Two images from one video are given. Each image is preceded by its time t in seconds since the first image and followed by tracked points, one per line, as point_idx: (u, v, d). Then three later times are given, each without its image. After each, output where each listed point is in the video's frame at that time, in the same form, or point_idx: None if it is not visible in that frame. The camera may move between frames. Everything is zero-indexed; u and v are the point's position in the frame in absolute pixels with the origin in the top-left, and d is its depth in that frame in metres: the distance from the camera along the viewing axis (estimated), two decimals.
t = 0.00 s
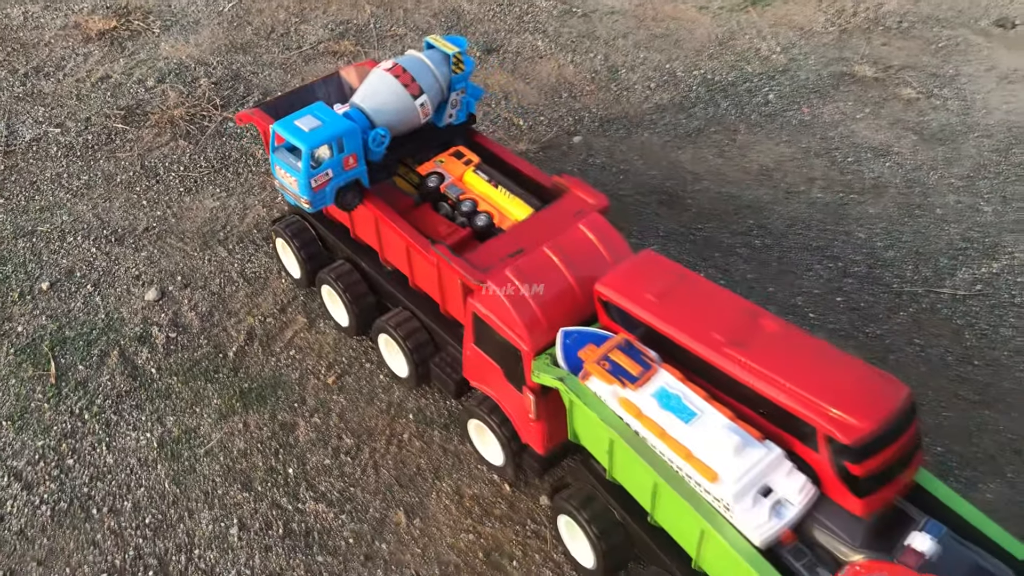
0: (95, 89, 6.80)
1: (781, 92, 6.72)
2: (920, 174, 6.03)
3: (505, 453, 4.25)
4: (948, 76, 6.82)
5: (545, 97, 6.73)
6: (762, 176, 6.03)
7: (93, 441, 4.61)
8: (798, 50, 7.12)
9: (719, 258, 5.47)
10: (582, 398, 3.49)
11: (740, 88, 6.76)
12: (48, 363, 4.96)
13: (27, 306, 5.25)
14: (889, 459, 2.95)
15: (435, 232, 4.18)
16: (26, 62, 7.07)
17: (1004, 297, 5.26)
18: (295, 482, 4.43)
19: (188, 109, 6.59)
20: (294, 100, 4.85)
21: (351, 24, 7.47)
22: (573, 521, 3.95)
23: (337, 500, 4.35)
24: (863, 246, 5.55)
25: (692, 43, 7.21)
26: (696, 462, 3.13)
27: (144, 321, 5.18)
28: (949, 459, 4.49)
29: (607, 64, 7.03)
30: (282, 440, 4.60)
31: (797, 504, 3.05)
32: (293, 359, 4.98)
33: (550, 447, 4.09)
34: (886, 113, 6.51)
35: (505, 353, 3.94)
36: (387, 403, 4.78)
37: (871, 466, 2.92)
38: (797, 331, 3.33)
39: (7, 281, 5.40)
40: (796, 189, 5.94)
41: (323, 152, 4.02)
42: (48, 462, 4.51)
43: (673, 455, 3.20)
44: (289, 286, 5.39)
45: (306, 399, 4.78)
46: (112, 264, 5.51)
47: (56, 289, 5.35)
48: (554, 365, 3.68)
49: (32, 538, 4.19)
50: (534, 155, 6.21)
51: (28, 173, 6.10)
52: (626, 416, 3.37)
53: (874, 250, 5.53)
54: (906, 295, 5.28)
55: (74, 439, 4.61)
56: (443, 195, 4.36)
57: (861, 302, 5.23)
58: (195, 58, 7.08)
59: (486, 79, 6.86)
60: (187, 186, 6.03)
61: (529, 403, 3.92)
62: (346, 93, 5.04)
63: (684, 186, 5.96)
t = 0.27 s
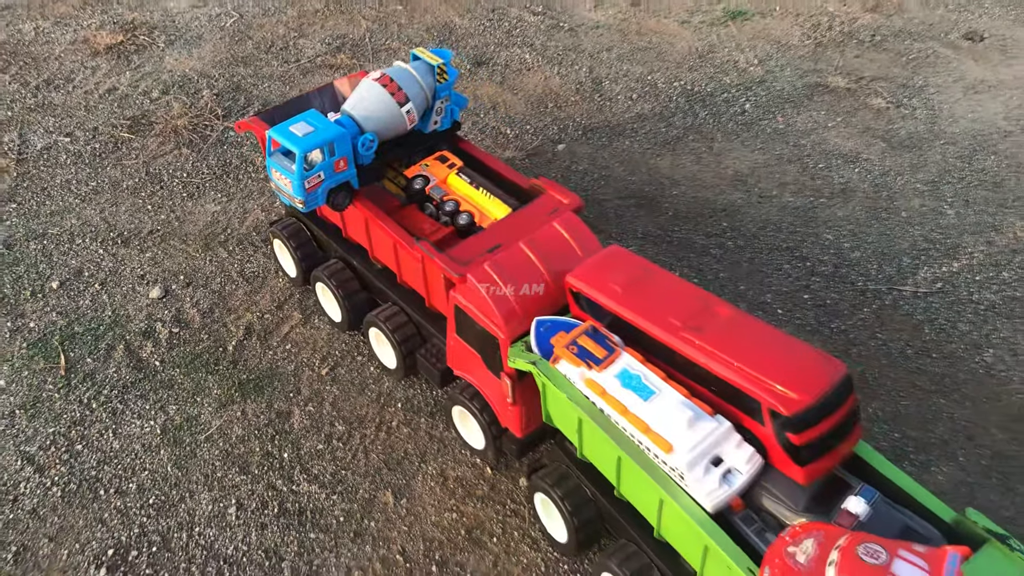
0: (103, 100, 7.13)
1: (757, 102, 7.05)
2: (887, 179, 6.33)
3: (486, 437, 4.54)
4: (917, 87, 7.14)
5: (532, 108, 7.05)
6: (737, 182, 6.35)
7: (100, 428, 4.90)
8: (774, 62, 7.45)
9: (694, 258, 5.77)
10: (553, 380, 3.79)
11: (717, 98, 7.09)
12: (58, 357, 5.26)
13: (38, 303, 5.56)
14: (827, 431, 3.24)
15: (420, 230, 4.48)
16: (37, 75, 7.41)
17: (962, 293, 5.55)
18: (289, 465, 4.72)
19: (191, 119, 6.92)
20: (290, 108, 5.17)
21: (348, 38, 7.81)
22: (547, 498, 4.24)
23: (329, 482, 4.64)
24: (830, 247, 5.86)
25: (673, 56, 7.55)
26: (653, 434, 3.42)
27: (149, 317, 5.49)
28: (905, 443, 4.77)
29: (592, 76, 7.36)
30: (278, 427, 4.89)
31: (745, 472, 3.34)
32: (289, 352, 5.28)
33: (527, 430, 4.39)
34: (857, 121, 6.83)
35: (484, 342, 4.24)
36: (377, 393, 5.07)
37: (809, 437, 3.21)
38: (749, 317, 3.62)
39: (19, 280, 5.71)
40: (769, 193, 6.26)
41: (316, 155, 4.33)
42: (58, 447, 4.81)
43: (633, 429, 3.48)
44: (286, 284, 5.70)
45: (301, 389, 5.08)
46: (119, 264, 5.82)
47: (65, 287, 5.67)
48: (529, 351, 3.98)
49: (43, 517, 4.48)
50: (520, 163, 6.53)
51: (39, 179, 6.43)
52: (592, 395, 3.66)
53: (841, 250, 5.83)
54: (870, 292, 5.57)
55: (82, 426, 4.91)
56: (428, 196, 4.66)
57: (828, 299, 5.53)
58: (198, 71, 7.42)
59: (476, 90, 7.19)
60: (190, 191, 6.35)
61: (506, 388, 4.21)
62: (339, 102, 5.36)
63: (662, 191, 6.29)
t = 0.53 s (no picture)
0: (102, 110, 7.38)
1: (734, 105, 7.29)
2: (858, 176, 6.55)
3: (468, 422, 4.75)
4: (888, 89, 7.38)
5: (516, 113, 7.29)
6: (713, 181, 6.59)
7: (99, 419, 5.11)
8: (751, 67, 7.70)
9: (670, 253, 6.00)
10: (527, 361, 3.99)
11: (695, 102, 7.34)
12: (58, 353, 5.47)
13: (40, 303, 5.78)
14: (781, 401, 3.44)
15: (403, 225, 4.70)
16: (37, 87, 7.66)
17: (928, 283, 5.76)
18: (280, 452, 4.92)
19: (187, 128, 7.16)
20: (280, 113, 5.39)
21: (338, 49, 8.07)
22: (526, 478, 4.45)
23: (318, 467, 4.85)
24: (802, 241, 6.08)
25: (653, 63, 7.80)
26: (619, 408, 3.62)
27: (146, 315, 5.70)
28: (871, 424, 4.96)
29: (574, 83, 7.60)
30: (270, 416, 5.10)
31: (705, 441, 3.55)
32: (281, 346, 5.50)
33: (507, 413, 4.59)
34: (830, 122, 7.07)
35: (464, 329, 4.45)
36: (365, 383, 5.28)
37: (763, 406, 3.41)
38: (710, 298, 3.83)
39: (21, 281, 5.93)
40: (743, 191, 6.49)
41: (302, 154, 4.55)
42: (59, 437, 5.02)
43: (600, 404, 3.69)
44: (278, 282, 5.92)
45: (292, 380, 5.29)
46: (117, 265, 6.04)
47: (66, 288, 5.89)
48: (505, 335, 4.19)
49: (45, 503, 4.69)
50: (504, 165, 6.77)
51: (40, 186, 6.66)
52: (562, 373, 3.86)
53: (812, 245, 6.05)
54: (840, 283, 5.79)
55: (82, 418, 5.11)
56: (410, 192, 4.88)
57: (799, 290, 5.74)
58: (193, 81, 7.67)
59: (462, 97, 7.44)
60: (185, 196, 6.58)
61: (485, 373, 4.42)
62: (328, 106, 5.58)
63: (641, 190, 6.52)
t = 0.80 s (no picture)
0: (88, 117, 7.65)
1: (697, 101, 7.59)
2: (814, 165, 6.85)
3: (437, 394, 5.00)
4: (845, 83, 7.69)
5: (487, 112, 7.58)
6: (675, 172, 6.88)
7: (85, 402, 5.35)
8: (713, 65, 8.01)
9: (632, 239, 6.28)
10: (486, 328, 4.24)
11: (660, 99, 7.64)
12: (46, 342, 5.72)
13: (28, 296, 6.03)
14: (714, 353, 3.71)
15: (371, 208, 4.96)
16: (26, 96, 7.94)
17: (878, 262, 6.04)
18: (259, 428, 5.17)
19: (171, 131, 7.44)
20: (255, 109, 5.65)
21: (317, 55, 8.36)
22: (490, 444, 4.70)
23: (295, 441, 5.09)
24: (759, 226, 6.37)
25: (620, 63, 8.11)
26: (569, 365, 3.88)
27: (131, 305, 5.95)
28: (821, 392, 5.22)
29: (544, 83, 7.90)
30: (249, 395, 5.35)
31: (648, 394, 3.80)
32: (260, 331, 5.75)
33: (472, 385, 4.85)
34: (788, 115, 7.37)
35: (429, 304, 4.71)
36: (340, 364, 5.53)
37: (700, 358, 3.67)
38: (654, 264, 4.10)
39: (10, 276, 6.18)
40: (704, 181, 6.78)
41: (274, 143, 4.82)
42: (47, 419, 5.25)
43: (552, 363, 3.94)
44: (257, 272, 6.17)
45: (270, 362, 5.54)
46: (103, 260, 6.30)
47: (54, 282, 6.14)
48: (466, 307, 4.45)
49: (34, 479, 4.92)
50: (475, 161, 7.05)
51: (29, 188, 6.92)
52: (518, 338, 4.12)
53: (769, 229, 6.34)
54: (794, 264, 6.07)
55: (69, 401, 5.35)
56: (378, 179, 5.15)
57: (754, 271, 6.03)
58: (177, 88, 7.95)
59: (436, 98, 7.73)
60: (169, 194, 6.84)
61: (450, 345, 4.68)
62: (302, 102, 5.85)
63: (606, 182, 6.81)
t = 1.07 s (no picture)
0: (77, 123, 8.07)
1: (652, 99, 8.07)
2: (760, 155, 7.33)
3: (403, 364, 5.42)
4: (792, 79, 8.17)
5: (455, 112, 8.03)
6: (631, 163, 7.35)
7: (77, 380, 5.74)
8: (668, 65, 8.50)
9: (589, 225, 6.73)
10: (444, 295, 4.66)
11: (618, 98, 8.12)
12: (40, 328, 6.11)
13: (23, 287, 6.42)
14: (644, 305, 4.14)
15: (340, 193, 5.38)
16: (17, 106, 8.35)
17: (816, 240, 6.51)
18: (239, 400, 5.57)
19: (156, 136, 7.88)
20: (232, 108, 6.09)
21: (295, 63, 8.82)
22: (452, 405, 5.11)
23: (272, 410, 5.49)
24: (707, 211, 6.83)
25: (581, 65, 8.59)
26: (516, 322, 4.30)
27: (119, 294, 6.36)
28: (759, 356, 5.66)
29: (509, 84, 8.37)
30: (230, 371, 5.75)
31: (586, 345, 4.23)
32: (240, 314, 6.16)
33: (435, 353, 5.26)
34: (737, 110, 7.85)
35: (394, 278, 5.12)
36: (315, 341, 5.94)
37: (630, 309, 4.10)
38: (592, 231, 4.54)
39: (5, 270, 6.58)
40: (657, 171, 7.25)
41: (250, 135, 5.24)
42: (42, 396, 5.64)
43: (502, 321, 4.36)
44: (238, 262, 6.59)
45: (250, 341, 5.95)
46: (92, 253, 6.70)
47: (46, 274, 6.53)
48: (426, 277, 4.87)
49: (30, 449, 5.30)
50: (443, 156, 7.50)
51: (21, 190, 7.33)
52: (472, 301, 4.54)
53: (716, 214, 6.81)
54: (738, 244, 6.53)
55: (62, 380, 5.74)
56: (347, 167, 5.57)
57: (701, 251, 6.49)
58: (161, 96, 8.39)
59: (407, 100, 8.18)
60: (154, 193, 7.26)
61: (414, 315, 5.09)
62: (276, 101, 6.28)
63: (566, 173, 7.28)
